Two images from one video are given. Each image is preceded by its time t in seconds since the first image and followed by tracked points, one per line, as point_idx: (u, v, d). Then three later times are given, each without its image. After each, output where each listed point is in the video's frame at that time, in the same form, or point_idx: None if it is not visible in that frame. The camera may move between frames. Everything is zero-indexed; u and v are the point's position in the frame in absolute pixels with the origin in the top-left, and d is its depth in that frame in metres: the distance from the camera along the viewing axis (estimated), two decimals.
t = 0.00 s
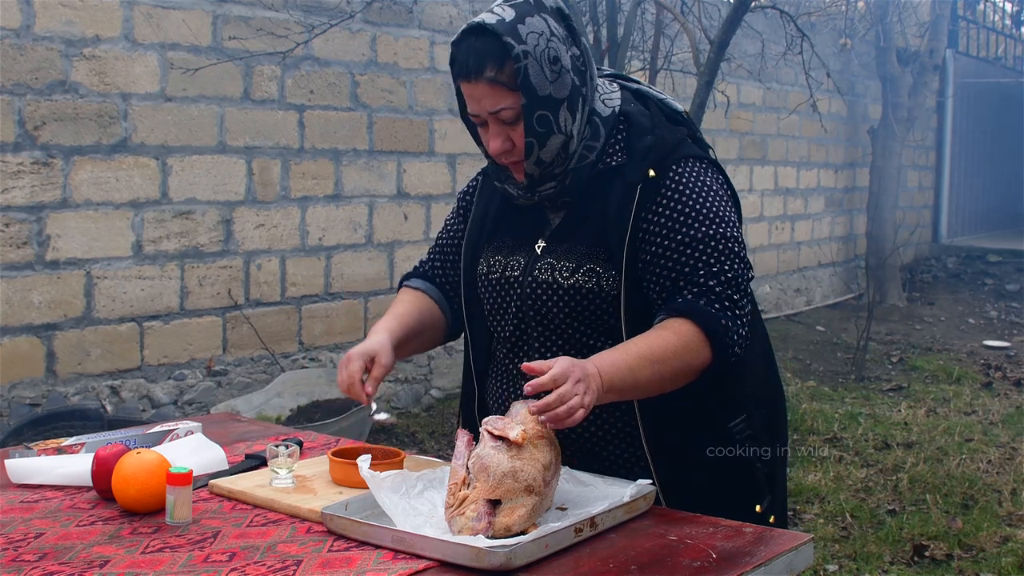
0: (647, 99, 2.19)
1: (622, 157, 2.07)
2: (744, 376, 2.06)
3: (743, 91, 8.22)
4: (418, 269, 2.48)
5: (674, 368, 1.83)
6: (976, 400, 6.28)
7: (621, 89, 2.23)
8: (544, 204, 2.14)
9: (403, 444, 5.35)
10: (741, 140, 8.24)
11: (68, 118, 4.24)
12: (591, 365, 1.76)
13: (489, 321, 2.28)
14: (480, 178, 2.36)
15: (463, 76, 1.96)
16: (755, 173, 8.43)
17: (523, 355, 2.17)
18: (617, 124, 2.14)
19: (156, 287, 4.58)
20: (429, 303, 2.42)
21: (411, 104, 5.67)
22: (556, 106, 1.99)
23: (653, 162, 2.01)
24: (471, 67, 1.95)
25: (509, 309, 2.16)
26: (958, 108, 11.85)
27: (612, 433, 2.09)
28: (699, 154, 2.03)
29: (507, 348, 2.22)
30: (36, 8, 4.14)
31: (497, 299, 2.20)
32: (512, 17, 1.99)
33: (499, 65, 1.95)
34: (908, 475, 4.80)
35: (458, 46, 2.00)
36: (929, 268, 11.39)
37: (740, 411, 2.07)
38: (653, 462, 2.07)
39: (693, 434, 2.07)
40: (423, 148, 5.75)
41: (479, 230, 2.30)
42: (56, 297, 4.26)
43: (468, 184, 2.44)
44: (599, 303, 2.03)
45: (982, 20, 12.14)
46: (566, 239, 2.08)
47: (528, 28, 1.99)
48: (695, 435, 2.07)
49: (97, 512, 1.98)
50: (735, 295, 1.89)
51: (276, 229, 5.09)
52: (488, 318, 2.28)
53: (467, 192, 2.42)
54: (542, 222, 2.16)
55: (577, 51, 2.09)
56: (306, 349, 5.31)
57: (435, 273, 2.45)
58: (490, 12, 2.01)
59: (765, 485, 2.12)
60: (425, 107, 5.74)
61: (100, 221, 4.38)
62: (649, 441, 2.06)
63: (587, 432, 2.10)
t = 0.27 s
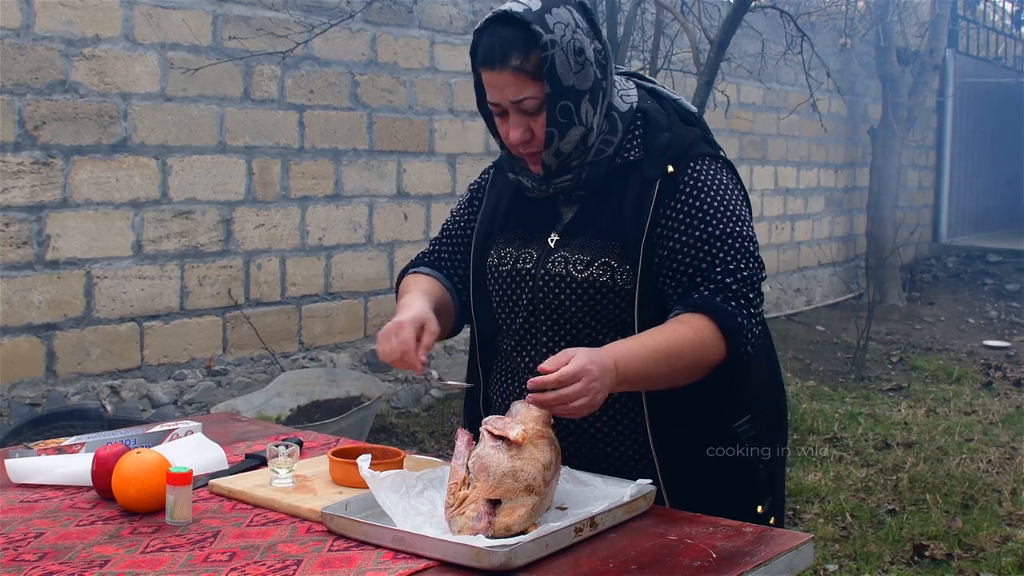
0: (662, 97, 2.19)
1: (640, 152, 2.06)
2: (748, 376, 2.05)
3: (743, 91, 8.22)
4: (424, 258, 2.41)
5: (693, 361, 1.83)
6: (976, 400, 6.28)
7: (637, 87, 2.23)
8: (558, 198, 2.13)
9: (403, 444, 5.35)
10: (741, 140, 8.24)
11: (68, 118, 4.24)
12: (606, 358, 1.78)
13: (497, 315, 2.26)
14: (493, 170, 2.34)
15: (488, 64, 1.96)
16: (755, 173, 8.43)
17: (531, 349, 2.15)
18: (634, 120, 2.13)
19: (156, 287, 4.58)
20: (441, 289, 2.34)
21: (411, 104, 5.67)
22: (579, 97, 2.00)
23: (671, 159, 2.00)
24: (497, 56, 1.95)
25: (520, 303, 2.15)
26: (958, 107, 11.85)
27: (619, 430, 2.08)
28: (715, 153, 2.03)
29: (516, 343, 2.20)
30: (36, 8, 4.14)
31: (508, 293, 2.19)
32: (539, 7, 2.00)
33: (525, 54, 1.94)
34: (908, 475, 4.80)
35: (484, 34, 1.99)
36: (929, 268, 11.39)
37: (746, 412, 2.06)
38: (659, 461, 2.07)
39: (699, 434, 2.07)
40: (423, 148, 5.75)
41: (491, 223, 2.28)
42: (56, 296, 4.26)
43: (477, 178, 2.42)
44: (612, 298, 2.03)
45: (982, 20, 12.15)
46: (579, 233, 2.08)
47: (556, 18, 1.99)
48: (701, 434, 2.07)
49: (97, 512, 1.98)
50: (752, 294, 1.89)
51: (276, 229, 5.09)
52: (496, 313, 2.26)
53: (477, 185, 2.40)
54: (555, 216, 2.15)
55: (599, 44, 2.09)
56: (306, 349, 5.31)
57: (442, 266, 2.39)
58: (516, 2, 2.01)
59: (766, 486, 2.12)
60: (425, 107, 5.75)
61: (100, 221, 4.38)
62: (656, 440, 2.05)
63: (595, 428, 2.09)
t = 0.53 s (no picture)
0: (675, 96, 2.19)
1: (654, 150, 2.06)
2: (750, 375, 2.05)
3: (743, 90, 8.21)
4: (436, 262, 2.37)
5: (691, 355, 1.83)
6: (976, 400, 6.28)
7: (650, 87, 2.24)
8: (571, 194, 2.13)
9: (403, 443, 5.35)
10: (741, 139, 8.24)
11: (68, 118, 4.24)
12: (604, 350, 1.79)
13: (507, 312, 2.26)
14: (505, 167, 2.33)
15: (507, 56, 1.96)
16: (755, 172, 8.43)
17: (542, 347, 2.15)
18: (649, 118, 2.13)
19: (156, 287, 4.58)
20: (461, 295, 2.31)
21: (411, 103, 5.67)
22: (598, 92, 2.00)
23: (684, 158, 2.00)
24: (518, 48, 1.94)
25: (532, 300, 2.15)
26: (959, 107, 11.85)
27: (625, 429, 2.08)
28: (726, 154, 2.03)
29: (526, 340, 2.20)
30: (36, 8, 4.14)
31: (519, 290, 2.18)
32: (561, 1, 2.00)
33: (546, 47, 1.94)
34: (908, 475, 4.80)
35: (505, 27, 1.99)
36: (929, 267, 11.39)
37: (751, 411, 2.07)
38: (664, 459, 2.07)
39: (704, 431, 2.06)
40: (422, 148, 5.75)
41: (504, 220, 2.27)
42: (56, 296, 4.26)
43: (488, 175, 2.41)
44: (626, 295, 2.02)
45: (982, 20, 12.15)
46: (589, 230, 2.07)
47: (577, 13, 2.00)
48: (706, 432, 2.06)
49: (97, 512, 1.98)
50: (754, 293, 1.90)
51: (276, 228, 5.09)
52: (507, 310, 2.26)
53: (487, 182, 2.39)
54: (567, 213, 2.15)
55: (617, 41, 2.09)
56: (306, 349, 5.31)
57: (453, 266, 2.35)
58: None
59: (767, 485, 2.12)
60: (425, 107, 5.74)
61: (100, 221, 4.38)
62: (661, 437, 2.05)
63: (601, 426, 2.09)
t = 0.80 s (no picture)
0: (679, 97, 2.18)
1: (656, 151, 2.05)
2: (751, 375, 2.05)
3: (743, 90, 8.21)
4: (444, 275, 2.37)
5: (685, 361, 1.84)
6: (976, 399, 6.28)
7: (653, 87, 2.23)
8: (574, 196, 2.13)
9: (403, 443, 5.35)
10: (741, 139, 8.24)
11: (68, 118, 4.24)
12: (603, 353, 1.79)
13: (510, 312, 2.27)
14: (507, 167, 2.33)
15: (510, 58, 1.96)
16: (755, 172, 8.43)
17: (545, 347, 2.16)
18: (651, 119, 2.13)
19: (156, 286, 4.58)
20: (470, 313, 2.31)
21: (410, 103, 5.67)
22: (601, 93, 2.00)
23: (685, 159, 2.00)
24: (521, 49, 1.94)
25: (534, 302, 2.15)
26: (959, 107, 11.85)
27: (628, 429, 2.08)
28: (728, 155, 2.02)
29: (529, 340, 2.20)
30: (36, 8, 4.14)
31: (521, 291, 2.19)
32: (564, 2, 1.99)
33: (549, 48, 1.94)
34: (908, 475, 4.80)
35: (508, 28, 1.99)
36: (929, 267, 11.39)
37: (752, 413, 2.07)
38: (667, 460, 2.06)
39: (706, 432, 2.06)
40: (422, 148, 5.75)
41: (506, 222, 2.27)
42: (56, 296, 4.26)
43: (491, 177, 2.41)
44: (626, 297, 2.03)
45: (982, 20, 12.15)
46: (592, 231, 2.08)
47: (580, 13, 1.99)
48: (709, 433, 2.06)
49: (97, 512, 1.98)
50: (751, 299, 1.90)
51: (276, 228, 5.08)
52: (510, 312, 2.26)
53: (491, 184, 2.39)
54: (570, 215, 2.15)
55: (621, 42, 2.08)
56: (306, 349, 5.31)
57: (460, 273, 2.36)
58: None
59: (768, 485, 2.12)
60: (425, 107, 5.75)
61: (100, 220, 4.38)
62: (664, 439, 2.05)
63: (603, 425, 2.09)
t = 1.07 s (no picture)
0: (673, 95, 2.18)
1: (648, 150, 2.05)
2: (754, 375, 2.05)
3: (743, 90, 8.21)
4: (444, 282, 2.40)
5: (690, 358, 1.83)
6: (976, 399, 6.29)
7: (648, 86, 2.23)
8: (568, 197, 2.13)
9: (403, 443, 5.35)
10: (741, 139, 8.24)
11: (68, 117, 4.24)
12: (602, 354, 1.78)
13: (508, 315, 2.27)
14: (504, 171, 2.33)
15: (498, 61, 1.97)
16: (755, 172, 8.43)
17: (543, 349, 2.16)
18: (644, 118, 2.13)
19: (156, 286, 4.58)
20: (466, 319, 2.32)
21: (410, 103, 5.67)
22: (589, 93, 2.00)
23: (678, 158, 2.00)
24: (507, 52, 1.95)
25: (531, 304, 2.16)
26: (959, 107, 11.85)
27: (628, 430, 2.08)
28: (722, 152, 2.02)
29: (528, 342, 2.20)
30: (36, 8, 4.14)
31: (519, 293, 2.19)
32: (549, 3, 2.00)
33: (535, 49, 1.95)
34: (908, 474, 4.80)
35: (495, 31, 2.00)
36: (928, 267, 11.39)
37: (754, 412, 2.07)
38: (667, 460, 2.06)
39: (707, 431, 2.06)
40: (423, 147, 5.75)
41: (502, 226, 2.27)
42: (56, 296, 4.26)
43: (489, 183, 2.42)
44: (621, 297, 2.02)
45: (982, 19, 12.15)
46: (587, 231, 2.08)
47: (566, 14, 2.00)
48: (710, 433, 2.06)
49: (97, 512, 1.98)
50: (754, 293, 1.89)
51: (276, 228, 5.08)
52: (509, 314, 2.27)
53: (489, 189, 2.40)
54: (565, 217, 2.15)
55: (609, 41, 2.09)
56: (306, 348, 5.31)
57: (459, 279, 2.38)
58: None
59: (772, 485, 2.11)
60: (425, 106, 5.74)
61: (100, 220, 4.38)
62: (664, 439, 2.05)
63: (603, 426, 2.10)
